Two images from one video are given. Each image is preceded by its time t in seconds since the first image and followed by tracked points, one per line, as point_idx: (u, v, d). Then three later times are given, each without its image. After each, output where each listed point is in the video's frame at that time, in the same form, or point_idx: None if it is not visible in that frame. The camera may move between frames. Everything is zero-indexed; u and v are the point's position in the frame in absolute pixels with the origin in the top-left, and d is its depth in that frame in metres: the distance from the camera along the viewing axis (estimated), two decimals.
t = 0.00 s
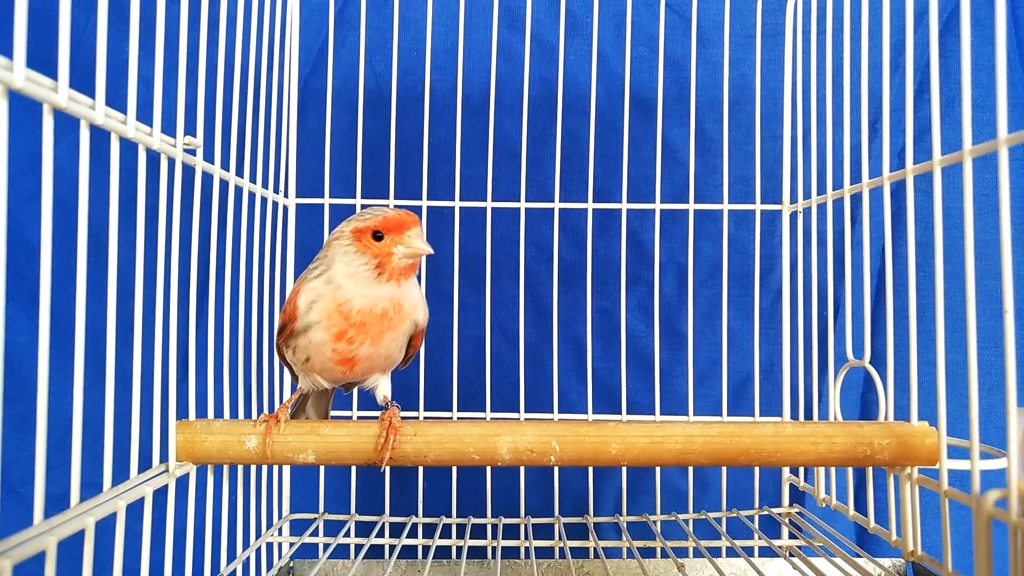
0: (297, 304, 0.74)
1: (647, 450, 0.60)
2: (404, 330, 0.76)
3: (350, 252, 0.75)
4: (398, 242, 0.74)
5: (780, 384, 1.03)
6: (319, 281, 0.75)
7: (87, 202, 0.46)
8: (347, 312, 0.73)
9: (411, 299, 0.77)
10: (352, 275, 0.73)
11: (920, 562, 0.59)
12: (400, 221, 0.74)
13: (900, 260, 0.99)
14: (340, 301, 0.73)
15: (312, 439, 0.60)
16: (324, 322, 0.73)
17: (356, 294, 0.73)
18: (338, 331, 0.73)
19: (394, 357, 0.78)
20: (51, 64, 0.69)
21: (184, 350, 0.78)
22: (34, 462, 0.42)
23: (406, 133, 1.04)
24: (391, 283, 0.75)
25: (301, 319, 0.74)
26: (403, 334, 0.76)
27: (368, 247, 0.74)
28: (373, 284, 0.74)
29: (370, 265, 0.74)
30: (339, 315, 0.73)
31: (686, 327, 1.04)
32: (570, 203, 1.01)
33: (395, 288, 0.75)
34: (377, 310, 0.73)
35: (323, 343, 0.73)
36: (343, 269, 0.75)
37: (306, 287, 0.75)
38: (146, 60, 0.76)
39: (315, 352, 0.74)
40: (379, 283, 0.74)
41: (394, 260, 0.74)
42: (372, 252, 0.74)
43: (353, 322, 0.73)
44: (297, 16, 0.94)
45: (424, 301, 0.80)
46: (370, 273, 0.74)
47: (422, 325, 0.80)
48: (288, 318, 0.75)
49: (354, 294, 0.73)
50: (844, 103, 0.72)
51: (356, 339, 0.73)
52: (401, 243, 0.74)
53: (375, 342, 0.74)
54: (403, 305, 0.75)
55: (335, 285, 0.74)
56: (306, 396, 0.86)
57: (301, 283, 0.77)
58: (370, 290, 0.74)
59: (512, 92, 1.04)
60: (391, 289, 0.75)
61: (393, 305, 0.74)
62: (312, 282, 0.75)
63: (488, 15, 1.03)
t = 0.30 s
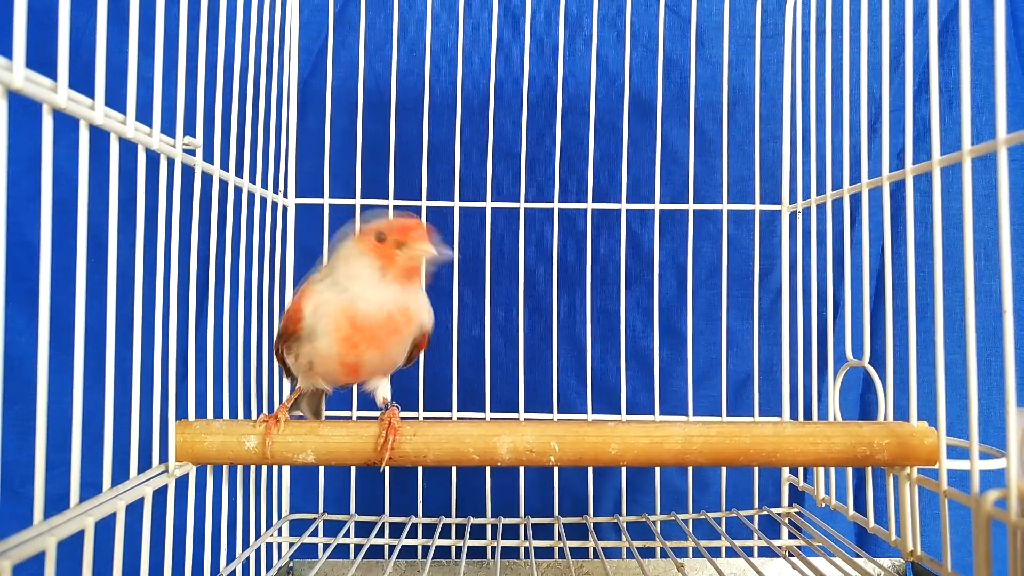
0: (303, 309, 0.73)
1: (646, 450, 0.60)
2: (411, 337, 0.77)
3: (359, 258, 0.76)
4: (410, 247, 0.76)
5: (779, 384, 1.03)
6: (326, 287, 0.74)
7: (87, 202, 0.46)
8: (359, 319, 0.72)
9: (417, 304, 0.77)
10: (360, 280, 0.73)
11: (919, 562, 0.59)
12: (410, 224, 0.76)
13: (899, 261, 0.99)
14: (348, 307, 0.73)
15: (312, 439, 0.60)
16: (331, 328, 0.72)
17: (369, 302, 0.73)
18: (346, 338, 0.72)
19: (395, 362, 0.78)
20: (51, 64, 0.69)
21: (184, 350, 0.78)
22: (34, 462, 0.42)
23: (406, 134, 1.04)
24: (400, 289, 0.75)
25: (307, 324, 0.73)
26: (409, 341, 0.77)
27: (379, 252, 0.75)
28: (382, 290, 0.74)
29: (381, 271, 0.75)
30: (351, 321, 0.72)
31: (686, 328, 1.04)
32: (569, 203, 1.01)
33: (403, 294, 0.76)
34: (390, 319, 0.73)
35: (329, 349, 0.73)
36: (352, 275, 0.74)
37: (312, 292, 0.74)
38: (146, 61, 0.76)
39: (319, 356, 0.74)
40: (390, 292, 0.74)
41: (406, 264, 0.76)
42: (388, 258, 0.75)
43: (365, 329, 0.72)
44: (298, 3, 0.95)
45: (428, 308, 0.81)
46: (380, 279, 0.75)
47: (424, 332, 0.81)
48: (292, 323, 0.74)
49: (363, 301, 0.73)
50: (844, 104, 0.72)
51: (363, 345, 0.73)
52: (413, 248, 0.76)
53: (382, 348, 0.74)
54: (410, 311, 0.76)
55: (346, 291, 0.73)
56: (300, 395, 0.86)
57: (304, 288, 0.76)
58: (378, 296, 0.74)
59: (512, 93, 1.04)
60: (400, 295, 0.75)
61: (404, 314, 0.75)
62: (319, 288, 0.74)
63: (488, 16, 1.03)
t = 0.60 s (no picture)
0: (323, 344, 0.68)
1: (646, 450, 0.60)
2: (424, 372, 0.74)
3: (390, 297, 0.71)
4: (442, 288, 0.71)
5: (779, 384, 1.02)
6: (353, 327, 0.69)
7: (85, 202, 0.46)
8: (378, 362, 0.69)
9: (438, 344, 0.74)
10: (389, 324, 0.69)
11: (919, 562, 0.59)
12: (446, 265, 0.72)
13: (898, 261, 0.99)
14: (372, 351, 0.69)
15: (311, 440, 0.60)
16: (348, 368, 0.69)
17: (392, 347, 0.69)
18: (363, 379, 0.69)
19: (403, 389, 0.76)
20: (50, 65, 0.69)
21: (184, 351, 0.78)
22: (34, 462, 0.42)
23: (406, 135, 1.04)
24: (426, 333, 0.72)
25: (326, 360, 0.69)
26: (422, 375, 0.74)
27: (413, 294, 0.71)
28: (410, 336, 0.70)
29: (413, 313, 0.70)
30: (370, 365, 0.69)
31: (685, 328, 1.05)
32: (568, 203, 1.01)
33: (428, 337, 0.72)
34: (410, 364, 0.70)
35: (343, 385, 0.70)
36: (381, 318, 0.70)
37: (337, 328, 0.69)
38: (145, 62, 0.76)
39: (331, 387, 0.71)
40: (415, 335, 0.70)
41: (436, 304, 0.71)
42: (422, 300, 0.71)
43: (383, 372, 0.69)
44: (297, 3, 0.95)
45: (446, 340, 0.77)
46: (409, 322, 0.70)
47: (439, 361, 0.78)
48: (309, 352, 0.69)
49: (387, 346, 0.69)
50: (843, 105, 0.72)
51: (378, 387, 0.70)
52: (445, 288, 0.71)
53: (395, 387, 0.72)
54: (432, 353, 0.72)
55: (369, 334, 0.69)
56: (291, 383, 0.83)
57: (327, 314, 0.71)
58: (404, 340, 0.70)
59: (512, 94, 1.04)
60: (426, 339, 0.71)
61: (425, 357, 0.71)
62: (342, 325, 0.69)
63: (487, 17, 1.03)
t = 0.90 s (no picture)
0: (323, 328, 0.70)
1: (645, 450, 0.60)
2: (422, 361, 0.75)
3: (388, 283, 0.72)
4: (432, 286, 0.71)
5: (778, 384, 1.03)
6: (348, 310, 0.71)
7: (84, 203, 0.46)
8: (376, 345, 0.70)
9: (435, 332, 0.75)
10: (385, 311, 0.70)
11: (918, 562, 0.59)
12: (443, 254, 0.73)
13: (898, 261, 0.99)
14: (368, 334, 0.70)
15: (311, 440, 0.60)
16: (349, 352, 0.70)
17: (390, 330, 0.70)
18: (363, 362, 0.70)
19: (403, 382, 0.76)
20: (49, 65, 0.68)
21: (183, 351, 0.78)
22: (34, 462, 0.42)
23: (406, 135, 1.04)
24: (420, 321, 0.73)
25: (327, 342, 0.70)
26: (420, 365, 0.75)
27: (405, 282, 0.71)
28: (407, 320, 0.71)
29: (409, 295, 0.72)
30: (369, 347, 0.70)
31: (684, 328, 1.05)
32: (568, 203, 1.01)
33: (423, 325, 0.73)
34: (407, 347, 0.71)
35: (344, 371, 0.70)
36: (372, 302, 0.71)
37: (336, 310, 0.71)
38: (144, 63, 0.76)
39: (332, 376, 0.71)
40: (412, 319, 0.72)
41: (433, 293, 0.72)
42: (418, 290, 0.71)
43: (382, 356, 0.70)
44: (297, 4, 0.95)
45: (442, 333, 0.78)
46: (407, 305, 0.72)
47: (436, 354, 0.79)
48: (310, 338, 0.71)
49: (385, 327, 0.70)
50: (842, 105, 0.72)
51: (379, 373, 0.71)
52: (434, 288, 0.71)
53: (395, 375, 0.72)
54: (428, 339, 0.74)
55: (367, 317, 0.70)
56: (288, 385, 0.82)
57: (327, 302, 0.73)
58: (397, 326, 0.71)
59: (511, 94, 1.04)
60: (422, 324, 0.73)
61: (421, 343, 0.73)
62: (342, 310, 0.71)
63: (487, 17, 1.03)
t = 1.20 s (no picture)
0: (339, 315, 0.70)
1: (645, 451, 0.60)
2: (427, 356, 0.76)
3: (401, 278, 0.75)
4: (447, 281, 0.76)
5: (778, 384, 1.03)
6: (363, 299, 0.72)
7: (84, 203, 0.45)
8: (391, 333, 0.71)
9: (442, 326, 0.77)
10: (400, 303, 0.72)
11: (918, 563, 0.59)
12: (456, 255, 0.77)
13: (897, 262, 0.99)
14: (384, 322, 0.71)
15: (311, 440, 0.60)
16: (362, 340, 0.70)
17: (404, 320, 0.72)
18: (375, 350, 0.71)
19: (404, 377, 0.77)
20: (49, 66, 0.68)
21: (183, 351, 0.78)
22: (34, 462, 0.42)
23: (406, 136, 1.04)
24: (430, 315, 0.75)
25: (343, 331, 0.70)
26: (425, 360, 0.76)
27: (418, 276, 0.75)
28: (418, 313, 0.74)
29: (434, 289, 0.75)
30: (384, 335, 0.71)
31: (684, 328, 1.05)
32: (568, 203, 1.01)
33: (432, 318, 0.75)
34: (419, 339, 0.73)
35: (353, 361, 0.71)
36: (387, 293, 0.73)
37: (356, 297, 0.72)
38: (144, 63, 0.76)
39: (340, 367, 0.71)
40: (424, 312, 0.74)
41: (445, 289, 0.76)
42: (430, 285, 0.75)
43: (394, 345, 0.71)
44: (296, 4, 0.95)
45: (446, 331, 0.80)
46: (430, 299, 0.75)
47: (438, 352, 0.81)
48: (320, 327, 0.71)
49: (408, 316, 0.72)
50: (842, 106, 0.72)
51: (389, 361, 0.72)
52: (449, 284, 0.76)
53: (404, 366, 0.73)
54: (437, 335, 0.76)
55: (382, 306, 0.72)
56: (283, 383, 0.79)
57: (339, 291, 0.73)
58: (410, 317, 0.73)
59: (511, 95, 1.04)
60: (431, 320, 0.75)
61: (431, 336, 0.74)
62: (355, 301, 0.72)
63: (486, 18, 1.03)
